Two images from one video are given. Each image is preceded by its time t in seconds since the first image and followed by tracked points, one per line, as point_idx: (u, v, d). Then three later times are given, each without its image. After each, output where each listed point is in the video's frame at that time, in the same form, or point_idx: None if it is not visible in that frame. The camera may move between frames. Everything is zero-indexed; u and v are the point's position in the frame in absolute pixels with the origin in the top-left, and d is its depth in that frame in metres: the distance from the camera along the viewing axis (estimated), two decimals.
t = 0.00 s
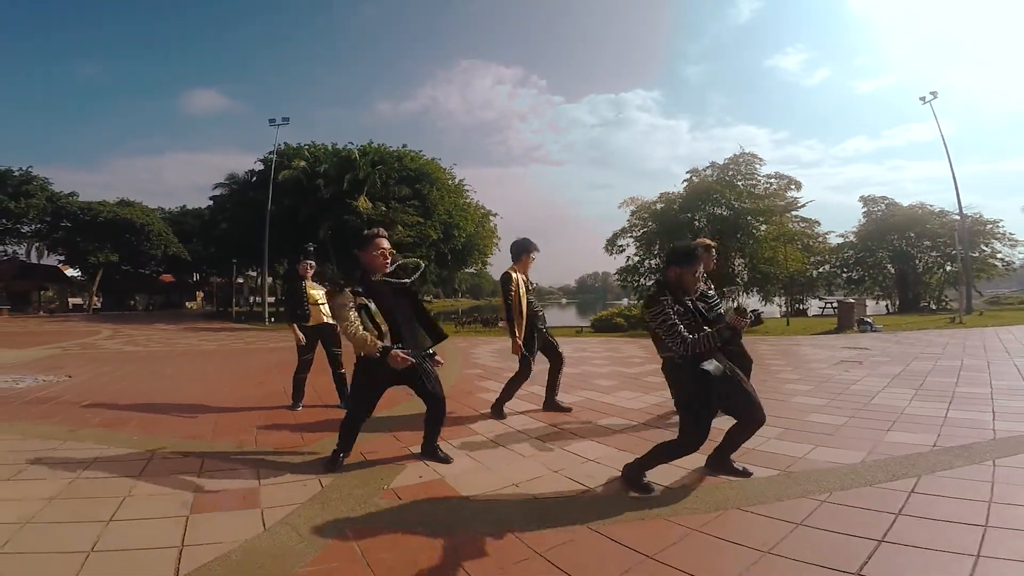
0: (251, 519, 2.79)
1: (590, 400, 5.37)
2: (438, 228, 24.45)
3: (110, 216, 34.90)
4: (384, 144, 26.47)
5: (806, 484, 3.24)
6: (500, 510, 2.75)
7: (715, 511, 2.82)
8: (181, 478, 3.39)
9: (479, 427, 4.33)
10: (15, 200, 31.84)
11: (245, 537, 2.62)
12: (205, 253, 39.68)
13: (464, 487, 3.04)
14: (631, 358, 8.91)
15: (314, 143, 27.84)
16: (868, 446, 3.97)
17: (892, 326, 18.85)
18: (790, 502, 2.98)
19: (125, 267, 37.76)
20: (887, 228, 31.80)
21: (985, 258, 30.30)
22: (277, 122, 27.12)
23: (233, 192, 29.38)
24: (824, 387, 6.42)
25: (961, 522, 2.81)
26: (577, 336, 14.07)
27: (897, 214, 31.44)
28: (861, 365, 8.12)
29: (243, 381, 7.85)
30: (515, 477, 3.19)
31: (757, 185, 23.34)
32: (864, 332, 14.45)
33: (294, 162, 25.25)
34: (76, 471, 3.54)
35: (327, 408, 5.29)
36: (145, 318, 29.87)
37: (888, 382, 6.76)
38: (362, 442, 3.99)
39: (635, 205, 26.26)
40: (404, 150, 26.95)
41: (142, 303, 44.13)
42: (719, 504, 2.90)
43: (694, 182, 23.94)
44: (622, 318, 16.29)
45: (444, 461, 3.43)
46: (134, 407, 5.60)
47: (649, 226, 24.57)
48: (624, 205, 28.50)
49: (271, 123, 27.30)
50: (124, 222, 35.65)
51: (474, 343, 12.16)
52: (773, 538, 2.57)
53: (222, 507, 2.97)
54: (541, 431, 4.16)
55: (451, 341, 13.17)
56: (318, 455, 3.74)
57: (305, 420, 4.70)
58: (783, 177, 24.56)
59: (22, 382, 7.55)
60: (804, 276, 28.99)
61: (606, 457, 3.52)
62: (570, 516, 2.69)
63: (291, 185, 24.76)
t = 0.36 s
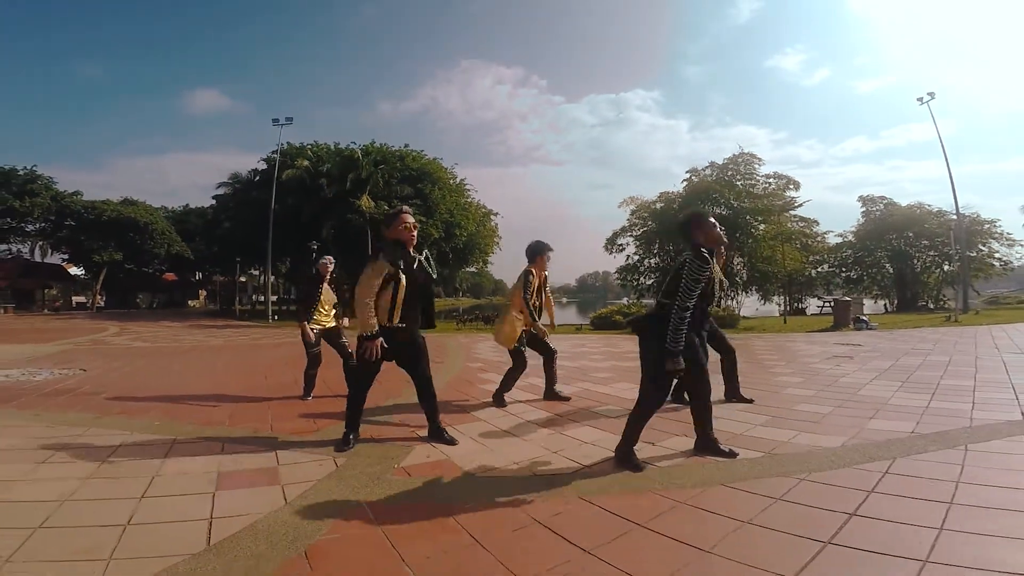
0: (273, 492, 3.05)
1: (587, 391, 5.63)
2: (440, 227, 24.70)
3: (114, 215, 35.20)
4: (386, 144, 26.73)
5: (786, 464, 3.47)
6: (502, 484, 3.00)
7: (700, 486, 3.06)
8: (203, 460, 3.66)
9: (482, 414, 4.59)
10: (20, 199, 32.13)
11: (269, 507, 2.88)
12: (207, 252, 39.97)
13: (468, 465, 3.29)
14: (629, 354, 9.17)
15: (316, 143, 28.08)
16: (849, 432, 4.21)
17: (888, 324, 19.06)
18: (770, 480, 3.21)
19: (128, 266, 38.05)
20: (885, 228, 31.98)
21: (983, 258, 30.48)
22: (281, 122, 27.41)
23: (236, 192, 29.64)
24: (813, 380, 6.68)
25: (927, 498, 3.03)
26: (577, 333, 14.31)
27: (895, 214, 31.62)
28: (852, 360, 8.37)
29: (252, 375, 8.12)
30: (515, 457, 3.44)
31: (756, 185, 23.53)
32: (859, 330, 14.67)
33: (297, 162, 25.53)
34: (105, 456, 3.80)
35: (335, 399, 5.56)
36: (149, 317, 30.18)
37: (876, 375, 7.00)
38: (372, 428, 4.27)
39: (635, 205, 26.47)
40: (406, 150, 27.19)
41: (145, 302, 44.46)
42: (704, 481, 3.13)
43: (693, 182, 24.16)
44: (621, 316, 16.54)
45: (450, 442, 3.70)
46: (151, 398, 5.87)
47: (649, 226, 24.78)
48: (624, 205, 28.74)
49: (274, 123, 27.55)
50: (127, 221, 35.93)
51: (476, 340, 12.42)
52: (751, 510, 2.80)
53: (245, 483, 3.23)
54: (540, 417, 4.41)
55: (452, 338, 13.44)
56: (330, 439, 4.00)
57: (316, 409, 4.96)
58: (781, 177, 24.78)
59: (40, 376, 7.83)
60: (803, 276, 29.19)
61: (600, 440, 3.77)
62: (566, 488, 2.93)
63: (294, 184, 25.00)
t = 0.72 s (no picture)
0: (290, 471, 3.27)
1: (586, 382, 5.85)
2: (442, 226, 24.92)
3: (117, 214, 35.45)
4: (388, 144, 26.97)
5: (772, 447, 3.68)
6: (505, 463, 3.22)
7: (690, 466, 3.26)
8: (222, 444, 3.89)
9: (485, 402, 4.82)
10: (24, 198, 32.37)
11: (290, 483, 3.10)
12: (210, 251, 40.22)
13: (473, 447, 3.51)
14: (627, 350, 9.40)
15: (319, 142, 28.30)
16: (835, 419, 4.43)
17: (884, 323, 19.29)
18: (757, 461, 3.41)
19: (131, 264, 38.33)
20: (883, 228, 32.16)
21: (981, 257, 30.68)
22: (284, 122, 27.66)
23: (240, 191, 29.87)
24: (805, 373, 6.91)
25: (905, 479, 3.23)
26: (577, 331, 14.54)
27: (893, 213, 31.85)
28: (844, 355, 8.59)
29: (261, 369, 8.37)
30: (518, 440, 3.66)
31: (754, 185, 23.74)
32: (855, 328, 14.90)
33: (299, 162, 25.77)
34: (130, 441, 4.05)
35: (344, 389, 5.80)
36: (152, 315, 30.42)
37: (866, 369, 7.22)
38: (381, 415, 4.50)
39: (635, 204, 26.69)
40: (407, 149, 27.41)
41: (148, 301, 44.73)
42: (694, 462, 3.33)
43: (693, 182, 24.39)
44: (621, 313, 16.76)
45: (455, 427, 3.92)
46: (166, 391, 6.11)
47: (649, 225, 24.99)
48: (624, 204, 28.99)
49: (277, 122, 27.82)
50: (130, 219, 36.18)
51: (477, 336, 12.67)
52: (737, 487, 3.00)
53: (264, 463, 3.46)
54: (542, 405, 4.64)
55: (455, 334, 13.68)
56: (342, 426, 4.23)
57: (325, 399, 5.20)
58: (780, 177, 24.98)
59: (56, 371, 8.11)
60: (802, 275, 29.40)
61: (598, 425, 3.99)
62: (565, 467, 3.14)
63: (297, 183, 25.23)
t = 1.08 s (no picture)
0: (298, 458, 3.42)
1: (584, 376, 5.99)
2: (443, 225, 25.06)
3: (120, 213, 35.56)
4: (389, 144, 27.09)
5: (763, 436, 3.81)
6: (505, 450, 3.36)
7: (682, 454, 3.39)
8: (232, 434, 4.04)
9: (486, 395, 4.96)
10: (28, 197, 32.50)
11: (298, 469, 3.24)
12: (211, 250, 40.40)
13: (474, 435, 3.65)
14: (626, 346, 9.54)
15: (321, 142, 28.44)
16: (826, 411, 4.56)
17: (882, 321, 19.41)
18: (747, 449, 3.54)
19: (134, 263, 38.48)
20: (882, 227, 32.24)
21: (979, 256, 30.79)
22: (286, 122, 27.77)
23: (242, 190, 30.01)
24: (800, 368, 7.04)
25: (889, 467, 3.36)
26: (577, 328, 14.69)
27: (892, 212, 31.97)
28: (840, 351, 8.73)
29: (266, 364, 8.53)
30: (518, 429, 3.80)
31: (754, 184, 23.88)
32: (853, 325, 15.05)
33: (301, 161, 25.91)
34: (142, 432, 4.20)
35: (349, 383, 5.95)
36: (155, 314, 30.56)
37: (860, 364, 7.35)
38: (387, 407, 4.64)
39: (635, 203, 26.83)
40: (409, 149, 27.53)
41: (150, 299, 44.89)
42: (686, 449, 3.46)
43: (692, 181, 24.53)
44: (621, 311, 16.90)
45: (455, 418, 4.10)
46: (175, 385, 6.27)
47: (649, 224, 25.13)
48: (624, 204, 29.19)
49: (279, 122, 27.98)
50: (133, 218, 36.31)
51: (479, 333, 12.82)
52: (727, 473, 3.13)
53: (273, 451, 3.60)
54: (541, 398, 4.78)
55: (456, 332, 13.82)
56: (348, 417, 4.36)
57: (330, 392, 5.35)
58: (779, 176, 25.09)
59: (66, 367, 8.26)
60: (801, 274, 29.53)
61: (595, 416, 4.12)
62: (562, 454, 3.27)
63: (299, 182, 25.34)
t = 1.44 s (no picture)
0: (294, 455, 3.39)
1: (584, 374, 5.97)
2: (444, 223, 25.06)
3: (123, 213, 35.60)
4: (391, 143, 27.08)
5: (763, 433, 3.79)
6: (502, 446, 3.34)
7: (682, 451, 3.36)
8: (230, 430, 4.02)
9: (486, 392, 4.94)
10: (31, 197, 32.55)
11: (294, 466, 3.21)
12: (213, 249, 40.46)
13: (472, 432, 3.63)
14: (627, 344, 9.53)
15: (322, 141, 28.46)
16: (828, 409, 4.53)
17: (883, 319, 19.38)
18: (747, 446, 3.51)
19: (136, 262, 38.54)
20: (884, 225, 32.14)
21: (981, 254, 30.69)
22: (287, 121, 27.80)
23: (243, 189, 30.03)
24: (800, 366, 7.01)
25: (891, 464, 3.33)
26: (578, 326, 14.68)
27: (894, 211, 31.90)
28: (841, 349, 8.69)
29: (267, 362, 8.54)
30: (517, 426, 3.77)
31: (755, 182, 23.84)
32: (854, 323, 15.00)
33: (303, 160, 25.90)
34: (140, 429, 4.18)
35: (348, 380, 5.94)
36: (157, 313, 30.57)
37: (861, 362, 7.32)
38: (385, 403, 4.63)
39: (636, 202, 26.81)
40: (410, 148, 27.51)
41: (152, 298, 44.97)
42: (686, 446, 3.44)
43: (693, 179, 24.50)
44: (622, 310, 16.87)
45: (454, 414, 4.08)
46: (175, 383, 6.26)
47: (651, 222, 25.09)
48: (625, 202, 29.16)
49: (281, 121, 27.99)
50: (135, 217, 36.37)
51: (480, 331, 12.81)
52: (727, 471, 3.10)
53: (269, 448, 3.57)
54: (541, 395, 4.76)
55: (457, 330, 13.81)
56: (347, 414, 4.35)
57: (329, 389, 5.33)
58: (780, 175, 25.05)
59: (68, 365, 8.27)
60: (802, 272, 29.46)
61: (595, 413, 4.09)
62: (560, 450, 3.25)
63: (300, 181, 25.34)
